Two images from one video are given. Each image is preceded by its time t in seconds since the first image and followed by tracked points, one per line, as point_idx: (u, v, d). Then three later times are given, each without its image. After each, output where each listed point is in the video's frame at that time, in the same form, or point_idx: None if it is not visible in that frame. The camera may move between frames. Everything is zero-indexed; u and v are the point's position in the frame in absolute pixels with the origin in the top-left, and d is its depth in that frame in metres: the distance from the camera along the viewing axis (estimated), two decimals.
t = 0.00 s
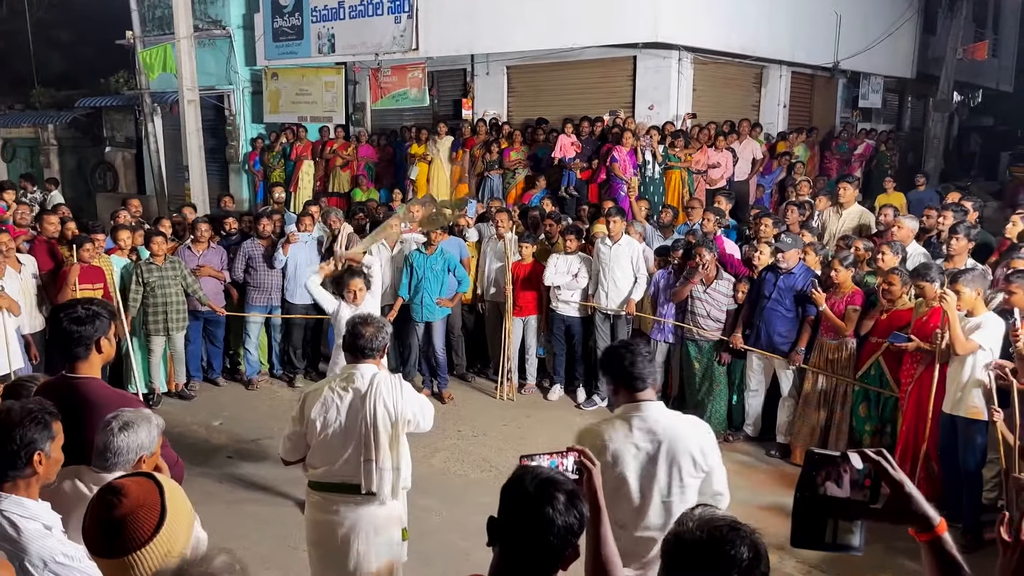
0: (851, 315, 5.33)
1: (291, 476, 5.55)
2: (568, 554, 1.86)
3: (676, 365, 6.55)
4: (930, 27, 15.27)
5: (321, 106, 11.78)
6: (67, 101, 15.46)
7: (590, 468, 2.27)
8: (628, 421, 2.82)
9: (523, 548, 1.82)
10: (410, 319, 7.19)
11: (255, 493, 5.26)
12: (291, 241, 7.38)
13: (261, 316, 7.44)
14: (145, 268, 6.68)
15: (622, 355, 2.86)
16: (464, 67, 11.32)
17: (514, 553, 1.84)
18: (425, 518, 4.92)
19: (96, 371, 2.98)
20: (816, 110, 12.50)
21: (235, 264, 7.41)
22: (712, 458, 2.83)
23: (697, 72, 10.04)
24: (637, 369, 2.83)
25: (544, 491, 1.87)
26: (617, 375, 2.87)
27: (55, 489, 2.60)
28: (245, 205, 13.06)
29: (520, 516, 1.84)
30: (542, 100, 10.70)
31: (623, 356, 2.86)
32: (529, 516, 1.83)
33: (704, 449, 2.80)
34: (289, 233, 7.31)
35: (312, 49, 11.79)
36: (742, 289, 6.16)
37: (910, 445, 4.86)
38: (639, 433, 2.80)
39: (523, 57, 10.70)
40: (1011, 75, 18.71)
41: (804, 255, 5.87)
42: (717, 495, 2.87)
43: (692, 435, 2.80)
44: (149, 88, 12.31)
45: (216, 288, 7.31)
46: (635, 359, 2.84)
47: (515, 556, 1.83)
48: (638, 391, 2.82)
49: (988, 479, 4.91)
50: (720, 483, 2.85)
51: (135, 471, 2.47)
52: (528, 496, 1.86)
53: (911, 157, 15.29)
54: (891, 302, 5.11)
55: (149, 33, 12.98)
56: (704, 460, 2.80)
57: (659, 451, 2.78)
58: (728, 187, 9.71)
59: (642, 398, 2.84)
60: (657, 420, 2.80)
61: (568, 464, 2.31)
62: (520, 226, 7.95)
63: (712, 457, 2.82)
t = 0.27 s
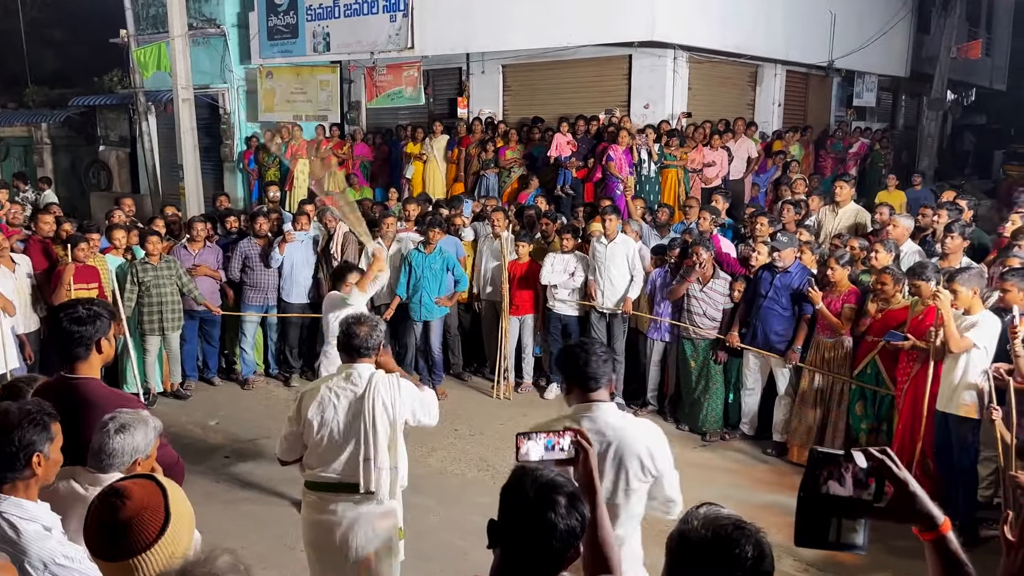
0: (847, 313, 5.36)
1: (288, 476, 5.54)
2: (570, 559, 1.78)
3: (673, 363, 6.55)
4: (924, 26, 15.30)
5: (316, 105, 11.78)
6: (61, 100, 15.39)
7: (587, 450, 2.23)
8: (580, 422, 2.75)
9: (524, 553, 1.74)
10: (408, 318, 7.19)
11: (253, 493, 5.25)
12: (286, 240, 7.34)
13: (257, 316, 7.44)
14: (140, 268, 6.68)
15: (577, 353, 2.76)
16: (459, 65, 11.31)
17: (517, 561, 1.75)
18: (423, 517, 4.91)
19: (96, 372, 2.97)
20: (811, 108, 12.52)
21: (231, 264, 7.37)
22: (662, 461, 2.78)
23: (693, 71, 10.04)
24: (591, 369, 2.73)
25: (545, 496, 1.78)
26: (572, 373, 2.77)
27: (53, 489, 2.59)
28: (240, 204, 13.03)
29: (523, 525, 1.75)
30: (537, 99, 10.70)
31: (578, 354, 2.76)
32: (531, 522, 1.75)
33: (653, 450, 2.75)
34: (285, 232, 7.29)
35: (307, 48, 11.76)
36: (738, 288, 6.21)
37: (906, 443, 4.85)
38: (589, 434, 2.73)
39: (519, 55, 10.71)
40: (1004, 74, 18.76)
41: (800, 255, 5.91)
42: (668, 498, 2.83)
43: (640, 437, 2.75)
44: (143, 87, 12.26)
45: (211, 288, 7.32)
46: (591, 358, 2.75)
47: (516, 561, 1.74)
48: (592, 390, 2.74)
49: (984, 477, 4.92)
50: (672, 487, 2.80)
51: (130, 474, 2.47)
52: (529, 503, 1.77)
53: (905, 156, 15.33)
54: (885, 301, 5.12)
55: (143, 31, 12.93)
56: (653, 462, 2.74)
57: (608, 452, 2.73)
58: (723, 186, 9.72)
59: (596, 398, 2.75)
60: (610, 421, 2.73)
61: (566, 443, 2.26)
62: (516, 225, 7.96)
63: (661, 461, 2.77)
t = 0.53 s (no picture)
0: (840, 312, 5.35)
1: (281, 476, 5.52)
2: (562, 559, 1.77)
3: (666, 362, 6.57)
4: (916, 25, 15.35)
5: (308, 103, 11.73)
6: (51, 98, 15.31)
7: (574, 424, 2.22)
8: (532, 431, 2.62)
9: (515, 555, 1.73)
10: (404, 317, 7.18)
11: (246, 493, 5.24)
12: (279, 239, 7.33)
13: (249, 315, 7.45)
14: (132, 267, 6.61)
15: (531, 354, 2.60)
16: (452, 64, 11.30)
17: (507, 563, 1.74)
18: (416, 517, 4.91)
19: (90, 373, 2.95)
20: (803, 108, 12.55)
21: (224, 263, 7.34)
22: (614, 462, 2.73)
23: (685, 70, 10.06)
24: (546, 370, 2.57)
25: (534, 498, 1.77)
26: (527, 376, 2.61)
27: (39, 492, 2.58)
28: (232, 203, 13.00)
29: (514, 529, 1.74)
30: (530, 98, 10.69)
31: (533, 357, 2.59)
32: (522, 524, 1.74)
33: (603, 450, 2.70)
34: (280, 232, 7.29)
35: (299, 46, 11.72)
36: (731, 287, 6.22)
37: (897, 441, 4.86)
38: (540, 441, 2.61)
39: (512, 54, 10.71)
40: (995, 73, 18.84)
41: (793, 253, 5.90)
42: (623, 500, 2.75)
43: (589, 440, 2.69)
44: (134, 85, 12.21)
45: (205, 288, 7.26)
46: (546, 361, 2.58)
47: (507, 561, 1.74)
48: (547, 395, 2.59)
49: (976, 475, 4.93)
50: (626, 489, 2.74)
51: (116, 474, 2.45)
52: (519, 507, 1.76)
53: (897, 155, 15.39)
54: (876, 300, 5.14)
55: (134, 30, 12.88)
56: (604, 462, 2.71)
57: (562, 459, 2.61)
58: (716, 185, 9.74)
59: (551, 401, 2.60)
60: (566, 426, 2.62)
61: (555, 418, 2.27)
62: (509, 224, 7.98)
63: (612, 462, 2.72)
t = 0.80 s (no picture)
0: (833, 311, 5.37)
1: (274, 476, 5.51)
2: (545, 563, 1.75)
3: (661, 361, 6.57)
4: (909, 25, 15.37)
5: (302, 102, 11.69)
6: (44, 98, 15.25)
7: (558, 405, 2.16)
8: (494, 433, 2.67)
9: (496, 557, 1.71)
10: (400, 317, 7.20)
11: (239, 493, 5.22)
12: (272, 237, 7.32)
13: (243, 314, 7.38)
14: (124, 267, 6.61)
15: (497, 356, 2.70)
16: (446, 63, 11.29)
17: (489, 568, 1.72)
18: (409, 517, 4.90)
19: (79, 374, 2.93)
20: (797, 107, 12.57)
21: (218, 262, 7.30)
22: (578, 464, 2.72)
23: (679, 70, 10.07)
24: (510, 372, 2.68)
25: (516, 501, 1.77)
26: (492, 378, 2.70)
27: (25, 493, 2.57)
28: (226, 202, 12.97)
29: (497, 532, 1.73)
30: (524, 97, 10.68)
31: (498, 358, 2.70)
32: (505, 527, 1.73)
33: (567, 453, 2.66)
34: (274, 231, 7.23)
35: (292, 46, 11.70)
36: (725, 286, 6.23)
37: (891, 440, 4.85)
38: (500, 443, 2.67)
39: (507, 54, 10.71)
40: (989, 72, 18.87)
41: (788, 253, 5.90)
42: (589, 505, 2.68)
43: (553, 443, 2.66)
44: (128, 84, 12.17)
45: (198, 288, 7.27)
46: (509, 363, 2.69)
47: (489, 564, 1.72)
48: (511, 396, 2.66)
49: (969, 473, 4.92)
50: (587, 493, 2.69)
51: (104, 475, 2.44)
52: (502, 511, 1.75)
53: (891, 154, 15.42)
54: (867, 299, 5.14)
55: (127, 29, 12.83)
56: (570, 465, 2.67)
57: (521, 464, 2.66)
58: (711, 184, 9.74)
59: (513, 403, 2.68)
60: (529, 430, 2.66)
61: (542, 404, 2.24)
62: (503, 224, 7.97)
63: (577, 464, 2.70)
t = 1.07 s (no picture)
0: (825, 310, 5.39)
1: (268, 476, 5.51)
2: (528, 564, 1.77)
3: (654, 360, 6.59)
4: (902, 24, 15.42)
5: (296, 103, 11.70)
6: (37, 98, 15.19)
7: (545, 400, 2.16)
8: (456, 429, 2.68)
9: (480, 559, 1.74)
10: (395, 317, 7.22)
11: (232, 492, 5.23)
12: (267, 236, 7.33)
13: (238, 315, 7.36)
14: (118, 267, 6.59)
15: (456, 355, 2.73)
16: (440, 63, 11.30)
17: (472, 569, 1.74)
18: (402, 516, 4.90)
19: (70, 374, 2.93)
20: (790, 107, 12.60)
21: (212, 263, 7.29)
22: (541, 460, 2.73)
23: (673, 70, 10.10)
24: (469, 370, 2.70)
25: (499, 503, 1.78)
26: (454, 378, 2.73)
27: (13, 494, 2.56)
28: (219, 202, 12.95)
29: (480, 535, 1.75)
30: (518, 97, 10.70)
31: (457, 356, 2.73)
32: (488, 530, 1.75)
33: (528, 448, 2.67)
34: (268, 232, 7.26)
35: (286, 46, 11.69)
36: (717, 286, 6.25)
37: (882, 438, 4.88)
38: (459, 440, 2.67)
39: (501, 54, 10.71)
40: (981, 72, 18.95)
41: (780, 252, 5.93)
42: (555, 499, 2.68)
43: (515, 438, 2.66)
44: (121, 85, 12.15)
45: (192, 288, 7.27)
46: (469, 360, 2.72)
47: (475, 563, 1.75)
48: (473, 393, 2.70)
49: (959, 472, 4.95)
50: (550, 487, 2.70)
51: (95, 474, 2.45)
52: (485, 513, 1.77)
53: (884, 154, 15.46)
54: (859, 299, 5.16)
55: (121, 29, 12.81)
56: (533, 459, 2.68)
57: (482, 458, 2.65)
58: (704, 184, 9.77)
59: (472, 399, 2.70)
60: (491, 425, 2.66)
61: (526, 398, 2.22)
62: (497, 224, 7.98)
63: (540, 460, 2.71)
